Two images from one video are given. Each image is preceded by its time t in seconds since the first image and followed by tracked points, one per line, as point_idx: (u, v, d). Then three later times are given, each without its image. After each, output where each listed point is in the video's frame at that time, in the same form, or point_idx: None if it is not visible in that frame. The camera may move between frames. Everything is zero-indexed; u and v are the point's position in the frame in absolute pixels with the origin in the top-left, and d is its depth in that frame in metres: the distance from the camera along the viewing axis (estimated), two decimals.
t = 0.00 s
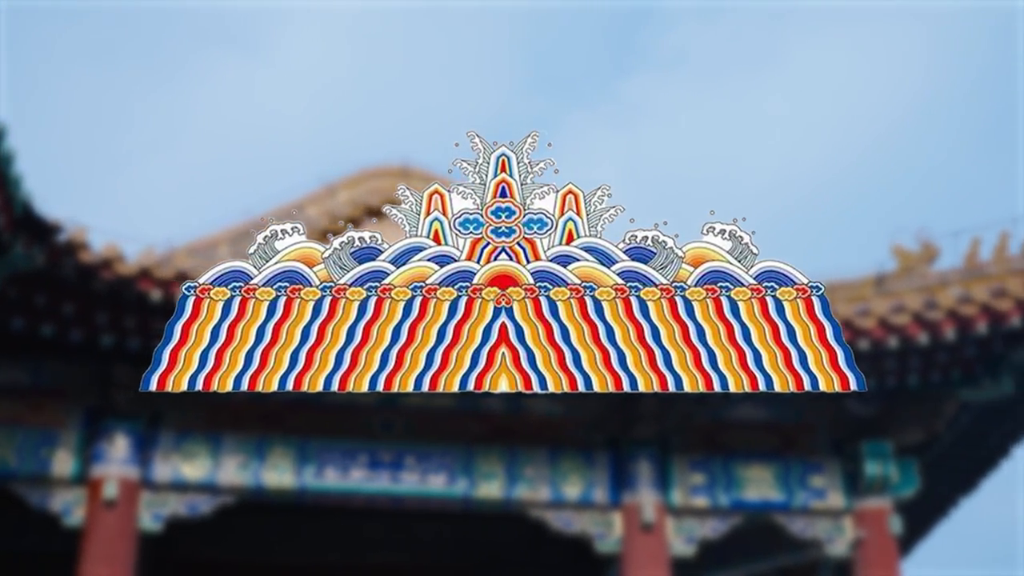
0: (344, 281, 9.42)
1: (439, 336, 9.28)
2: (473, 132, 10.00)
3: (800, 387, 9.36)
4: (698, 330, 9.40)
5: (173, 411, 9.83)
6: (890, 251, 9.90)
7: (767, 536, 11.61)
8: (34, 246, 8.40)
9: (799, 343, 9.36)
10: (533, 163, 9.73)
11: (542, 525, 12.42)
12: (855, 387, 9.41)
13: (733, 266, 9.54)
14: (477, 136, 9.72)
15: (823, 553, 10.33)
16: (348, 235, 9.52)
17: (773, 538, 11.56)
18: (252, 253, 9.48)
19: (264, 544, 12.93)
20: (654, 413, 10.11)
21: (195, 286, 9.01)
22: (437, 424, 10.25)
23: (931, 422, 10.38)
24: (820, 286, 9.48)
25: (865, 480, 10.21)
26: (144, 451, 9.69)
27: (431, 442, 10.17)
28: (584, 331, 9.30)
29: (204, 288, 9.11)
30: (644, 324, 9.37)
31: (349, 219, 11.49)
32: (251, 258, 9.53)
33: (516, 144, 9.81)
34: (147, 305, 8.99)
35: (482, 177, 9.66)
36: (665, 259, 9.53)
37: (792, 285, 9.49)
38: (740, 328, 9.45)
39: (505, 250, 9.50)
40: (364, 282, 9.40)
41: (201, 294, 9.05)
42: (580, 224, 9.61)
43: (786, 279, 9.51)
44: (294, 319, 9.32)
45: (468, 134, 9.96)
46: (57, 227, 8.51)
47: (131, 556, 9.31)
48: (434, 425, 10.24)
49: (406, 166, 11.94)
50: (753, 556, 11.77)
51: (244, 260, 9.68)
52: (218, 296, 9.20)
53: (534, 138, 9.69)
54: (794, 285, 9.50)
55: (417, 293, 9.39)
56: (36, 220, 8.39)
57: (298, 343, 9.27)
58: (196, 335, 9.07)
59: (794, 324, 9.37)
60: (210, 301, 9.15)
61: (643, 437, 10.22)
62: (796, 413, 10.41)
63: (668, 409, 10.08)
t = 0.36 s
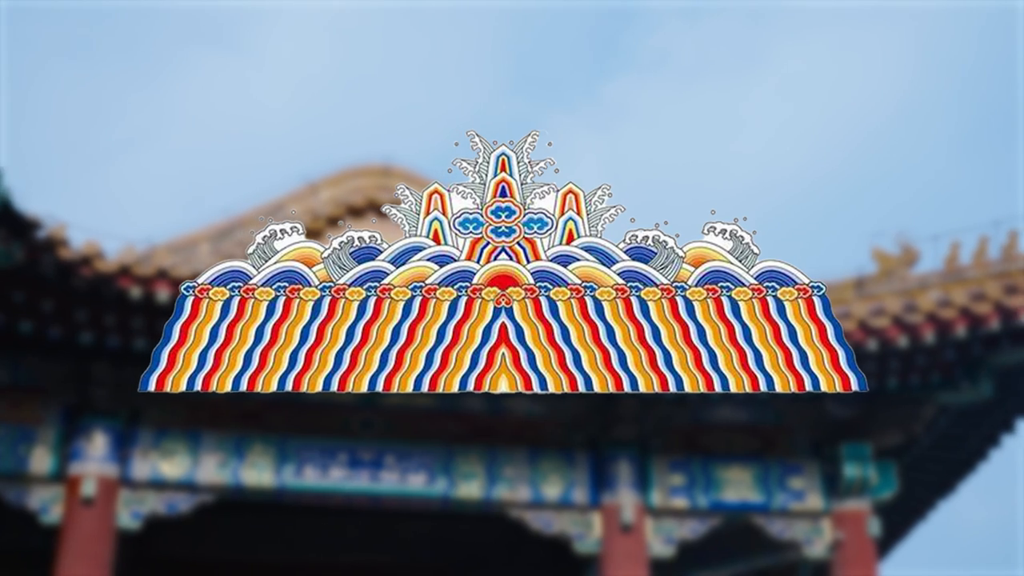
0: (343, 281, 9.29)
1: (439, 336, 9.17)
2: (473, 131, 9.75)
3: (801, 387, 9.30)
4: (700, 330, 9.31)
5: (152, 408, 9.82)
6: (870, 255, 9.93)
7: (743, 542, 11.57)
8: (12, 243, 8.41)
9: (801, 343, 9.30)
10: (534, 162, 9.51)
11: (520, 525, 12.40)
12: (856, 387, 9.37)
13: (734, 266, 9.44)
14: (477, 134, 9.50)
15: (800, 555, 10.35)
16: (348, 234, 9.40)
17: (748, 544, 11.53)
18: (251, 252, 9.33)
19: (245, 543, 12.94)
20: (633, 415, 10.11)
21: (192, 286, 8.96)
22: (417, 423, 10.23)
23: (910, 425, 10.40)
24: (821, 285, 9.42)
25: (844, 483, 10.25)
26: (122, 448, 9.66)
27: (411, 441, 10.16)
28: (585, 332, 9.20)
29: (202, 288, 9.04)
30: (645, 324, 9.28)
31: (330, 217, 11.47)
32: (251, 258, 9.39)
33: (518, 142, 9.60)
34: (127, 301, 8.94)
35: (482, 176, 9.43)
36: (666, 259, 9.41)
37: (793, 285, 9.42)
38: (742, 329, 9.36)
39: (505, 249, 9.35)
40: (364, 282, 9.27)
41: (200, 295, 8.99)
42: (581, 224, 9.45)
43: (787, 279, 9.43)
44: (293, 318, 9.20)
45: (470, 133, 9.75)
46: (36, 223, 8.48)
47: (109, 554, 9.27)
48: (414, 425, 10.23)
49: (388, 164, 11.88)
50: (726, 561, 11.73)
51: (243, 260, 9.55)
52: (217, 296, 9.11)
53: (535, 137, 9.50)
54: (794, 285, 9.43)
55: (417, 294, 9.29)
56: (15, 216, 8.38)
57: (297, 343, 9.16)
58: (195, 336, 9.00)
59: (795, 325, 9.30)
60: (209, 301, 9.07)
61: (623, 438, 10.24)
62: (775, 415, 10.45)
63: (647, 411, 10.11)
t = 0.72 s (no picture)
0: (343, 281, 9.29)
1: (438, 337, 9.17)
2: (475, 131, 9.71)
3: (802, 387, 9.27)
4: (700, 330, 9.28)
5: (131, 407, 9.78)
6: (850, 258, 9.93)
7: (722, 542, 11.57)
8: None
9: (801, 344, 9.28)
10: (534, 162, 9.46)
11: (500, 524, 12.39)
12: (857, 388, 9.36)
13: (734, 266, 9.38)
14: (477, 134, 9.43)
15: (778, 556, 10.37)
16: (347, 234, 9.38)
17: (728, 544, 11.52)
18: (251, 252, 9.33)
19: (222, 541, 12.91)
20: (613, 416, 10.15)
21: (190, 286, 8.96)
22: (396, 422, 10.23)
23: (889, 428, 10.43)
24: (823, 285, 9.38)
25: (823, 485, 10.27)
26: (101, 446, 9.62)
27: (391, 440, 10.14)
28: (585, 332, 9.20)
29: (201, 288, 9.04)
30: (645, 324, 9.28)
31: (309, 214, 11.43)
32: (250, 257, 9.39)
33: (518, 141, 9.56)
34: (107, 298, 8.90)
35: (481, 176, 9.38)
36: (666, 259, 9.38)
37: (794, 285, 9.37)
38: (743, 329, 9.33)
39: (505, 249, 9.33)
40: (363, 282, 9.27)
41: (199, 295, 8.99)
42: (581, 223, 9.41)
43: (789, 279, 9.37)
44: (292, 318, 9.20)
45: (470, 133, 9.69)
46: (15, 219, 8.42)
47: (87, 551, 9.24)
48: (394, 425, 10.23)
49: (370, 163, 11.86)
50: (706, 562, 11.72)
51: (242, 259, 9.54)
52: (215, 296, 9.11)
53: (536, 136, 9.45)
54: (795, 284, 9.38)
55: (417, 294, 9.29)
56: None
57: (296, 343, 9.17)
58: (193, 336, 8.99)
59: (796, 325, 9.28)
60: (208, 301, 9.07)
61: (604, 439, 10.24)
62: (754, 416, 10.45)
63: (625, 412, 10.14)
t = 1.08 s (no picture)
0: (342, 281, 9.28)
1: (438, 337, 9.17)
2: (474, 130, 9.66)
3: (803, 388, 9.34)
4: (701, 330, 9.27)
5: (110, 405, 9.74)
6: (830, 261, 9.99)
7: (699, 544, 11.57)
8: None
9: (803, 344, 9.26)
10: (534, 161, 9.43)
11: (478, 525, 12.39)
12: (858, 388, 9.41)
13: (735, 266, 9.36)
14: (477, 133, 9.37)
15: (756, 557, 10.40)
16: (346, 234, 9.37)
17: (705, 547, 11.53)
18: (249, 252, 9.33)
19: (202, 540, 12.90)
20: (594, 417, 10.15)
21: (190, 286, 8.95)
22: (376, 421, 10.20)
23: (868, 429, 10.44)
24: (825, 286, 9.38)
25: (802, 487, 10.30)
26: (79, 444, 9.57)
27: (370, 440, 10.14)
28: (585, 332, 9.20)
29: (200, 288, 9.03)
30: (645, 324, 9.27)
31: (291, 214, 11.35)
32: (248, 258, 9.38)
33: (518, 140, 9.50)
34: (86, 295, 8.85)
35: (482, 175, 9.33)
36: (666, 260, 9.36)
37: (795, 285, 9.35)
38: (744, 329, 9.30)
39: (505, 249, 9.31)
40: (363, 282, 9.27)
41: (197, 295, 8.97)
42: (581, 223, 9.39)
43: (790, 279, 9.36)
44: (291, 319, 9.21)
45: (470, 132, 9.63)
46: None
47: (65, 549, 9.20)
48: (374, 424, 10.20)
49: (352, 161, 11.82)
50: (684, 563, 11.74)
51: (242, 258, 9.52)
52: (214, 296, 9.12)
53: (536, 135, 9.40)
54: (796, 285, 9.37)
55: (416, 294, 9.28)
56: None
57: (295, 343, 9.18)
58: (192, 337, 9.01)
59: (797, 325, 9.26)
60: (206, 301, 9.07)
61: (583, 440, 10.27)
62: (734, 418, 10.44)
63: (606, 414, 10.14)
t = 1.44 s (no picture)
0: (341, 281, 9.25)
1: (438, 338, 9.17)
2: (472, 129, 9.59)
3: (803, 388, 9.40)
4: (702, 331, 9.30)
5: (89, 402, 9.71)
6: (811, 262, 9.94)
7: (681, 542, 11.61)
8: None
9: (804, 345, 9.31)
10: (535, 161, 9.37)
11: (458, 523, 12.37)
12: (859, 388, 9.46)
13: (736, 265, 9.36)
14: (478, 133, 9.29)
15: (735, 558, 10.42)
16: (345, 235, 9.37)
17: (688, 546, 11.56)
18: (248, 252, 9.32)
19: (179, 539, 12.87)
20: (574, 417, 10.17)
21: (190, 286, 8.95)
22: (356, 420, 10.17)
23: (847, 432, 10.46)
24: (824, 286, 9.41)
25: (781, 488, 10.33)
26: (57, 441, 9.54)
27: (350, 439, 10.12)
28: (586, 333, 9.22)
29: (199, 288, 9.03)
30: (646, 325, 9.28)
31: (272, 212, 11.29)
32: (247, 258, 9.37)
33: (518, 139, 9.45)
34: (66, 292, 8.83)
35: (482, 175, 9.26)
36: (667, 260, 9.35)
37: (797, 285, 9.37)
38: (744, 329, 9.34)
39: (505, 249, 9.28)
40: (362, 282, 9.24)
41: (196, 294, 8.97)
42: (581, 222, 9.35)
43: (790, 279, 9.40)
44: (290, 319, 9.19)
45: (469, 132, 9.64)
46: None
47: (42, 547, 9.18)
48: (354, 422, 10.17)
49: (334, 160, 11.77)
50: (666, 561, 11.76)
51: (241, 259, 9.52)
52: (213, 296, 9.10)
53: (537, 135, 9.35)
54: (798, 285, 9.39)
55: (416, 294, 9.26)
56: None
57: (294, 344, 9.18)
58: (191, 338, 8.99)
59: (799, 325, 9.29)
60: (206, 301, 9.05)
61: (564, 440, 10.27)
62: (715, 419, 10.41)
63: (586, 415, 10.17)
